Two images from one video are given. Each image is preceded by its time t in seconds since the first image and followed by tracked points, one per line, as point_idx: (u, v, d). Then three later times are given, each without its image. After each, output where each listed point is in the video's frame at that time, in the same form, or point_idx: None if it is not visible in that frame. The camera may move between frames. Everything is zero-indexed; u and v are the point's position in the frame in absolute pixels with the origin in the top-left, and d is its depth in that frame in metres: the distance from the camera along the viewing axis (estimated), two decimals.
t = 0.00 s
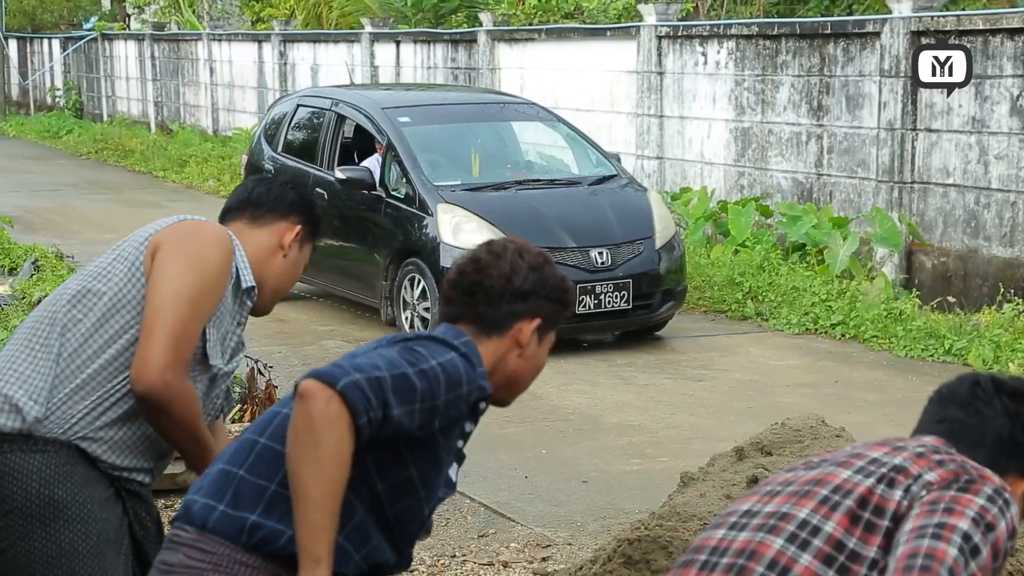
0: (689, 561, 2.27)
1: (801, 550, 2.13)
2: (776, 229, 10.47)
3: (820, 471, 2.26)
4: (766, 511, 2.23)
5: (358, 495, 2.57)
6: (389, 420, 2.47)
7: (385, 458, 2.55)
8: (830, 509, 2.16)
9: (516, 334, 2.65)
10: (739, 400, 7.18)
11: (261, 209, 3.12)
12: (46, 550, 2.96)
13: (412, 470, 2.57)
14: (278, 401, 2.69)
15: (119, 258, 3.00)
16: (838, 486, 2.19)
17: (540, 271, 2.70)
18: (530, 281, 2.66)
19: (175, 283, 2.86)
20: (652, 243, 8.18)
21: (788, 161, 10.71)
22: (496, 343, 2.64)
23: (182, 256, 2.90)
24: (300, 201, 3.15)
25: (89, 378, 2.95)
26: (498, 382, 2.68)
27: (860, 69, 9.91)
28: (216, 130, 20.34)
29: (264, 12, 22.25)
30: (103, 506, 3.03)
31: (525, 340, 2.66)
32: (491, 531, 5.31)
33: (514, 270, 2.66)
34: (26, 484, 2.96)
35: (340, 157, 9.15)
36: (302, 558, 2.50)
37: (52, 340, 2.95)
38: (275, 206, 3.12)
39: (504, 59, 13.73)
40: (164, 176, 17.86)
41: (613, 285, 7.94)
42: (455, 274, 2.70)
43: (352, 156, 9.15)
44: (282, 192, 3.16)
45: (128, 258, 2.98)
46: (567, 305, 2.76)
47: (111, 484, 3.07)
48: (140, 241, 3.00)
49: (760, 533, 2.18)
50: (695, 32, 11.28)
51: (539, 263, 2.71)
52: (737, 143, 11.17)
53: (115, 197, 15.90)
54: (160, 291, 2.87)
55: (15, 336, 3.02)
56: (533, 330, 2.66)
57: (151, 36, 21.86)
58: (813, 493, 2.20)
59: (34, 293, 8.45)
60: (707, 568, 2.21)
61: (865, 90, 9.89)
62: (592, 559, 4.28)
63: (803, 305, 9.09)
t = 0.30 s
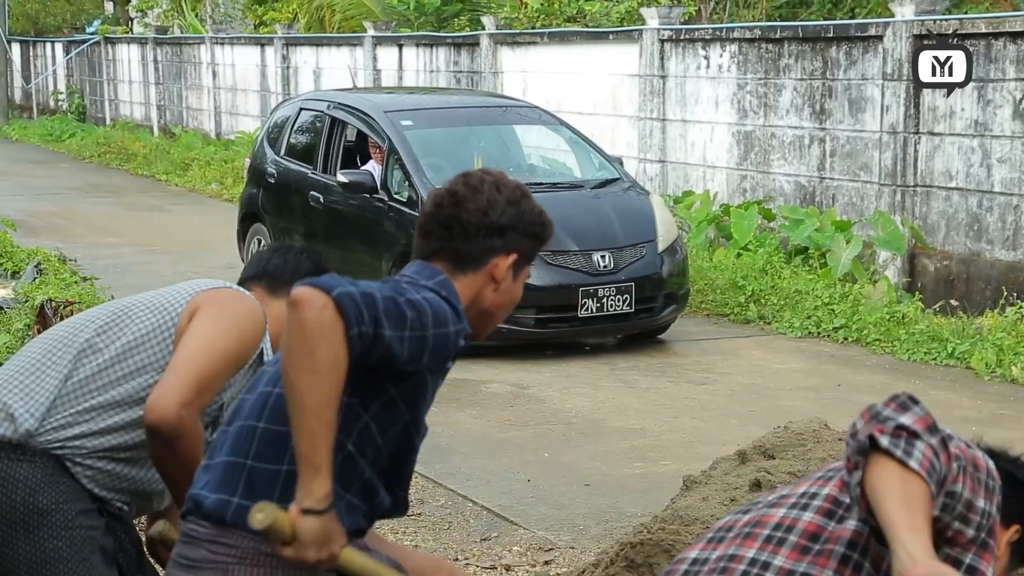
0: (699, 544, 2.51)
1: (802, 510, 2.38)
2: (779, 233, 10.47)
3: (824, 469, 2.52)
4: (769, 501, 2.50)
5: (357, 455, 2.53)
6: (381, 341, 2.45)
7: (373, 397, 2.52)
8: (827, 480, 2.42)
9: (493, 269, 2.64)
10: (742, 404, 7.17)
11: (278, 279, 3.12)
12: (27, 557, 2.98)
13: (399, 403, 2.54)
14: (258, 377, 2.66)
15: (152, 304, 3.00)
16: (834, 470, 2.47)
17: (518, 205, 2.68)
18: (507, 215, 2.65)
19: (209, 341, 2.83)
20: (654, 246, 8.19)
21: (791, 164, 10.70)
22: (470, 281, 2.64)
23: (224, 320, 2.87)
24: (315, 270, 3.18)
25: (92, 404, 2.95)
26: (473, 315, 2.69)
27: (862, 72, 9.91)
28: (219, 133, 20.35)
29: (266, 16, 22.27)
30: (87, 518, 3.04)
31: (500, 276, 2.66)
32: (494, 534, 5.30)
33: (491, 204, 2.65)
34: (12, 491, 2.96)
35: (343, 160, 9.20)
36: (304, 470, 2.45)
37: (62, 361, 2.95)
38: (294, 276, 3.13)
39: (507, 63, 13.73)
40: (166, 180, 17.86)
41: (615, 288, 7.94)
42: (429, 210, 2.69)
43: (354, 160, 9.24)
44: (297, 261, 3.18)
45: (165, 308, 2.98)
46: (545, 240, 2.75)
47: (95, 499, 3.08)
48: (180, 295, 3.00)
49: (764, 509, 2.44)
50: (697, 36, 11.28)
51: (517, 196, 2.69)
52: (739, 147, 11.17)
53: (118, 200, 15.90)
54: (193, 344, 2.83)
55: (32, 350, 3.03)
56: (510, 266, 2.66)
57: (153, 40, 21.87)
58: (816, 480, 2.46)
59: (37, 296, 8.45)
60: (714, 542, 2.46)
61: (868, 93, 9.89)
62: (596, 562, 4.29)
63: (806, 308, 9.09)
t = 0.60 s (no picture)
0: (696, 546, 2.66)
1: (794, 525, 2.54)
2: (780, 236, 10.46)
3: (818, 487, 2.68)
4: (767, 509, 2.65)
5: (374, 455, 2.58)
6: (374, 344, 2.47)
7: (369, 389, 2.54)
8: (823, 499, 2.59)
9: (484, 254, 2.65)
10: (744, 407, 7.17)
11: (251, 221, 3.11)
12: (29, 561, 3.03)
13: (393, 394, 2.56)
14: (252, 377, 2.66)
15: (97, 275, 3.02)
16: (832, 488, 2.62)
17: (508, 188, 2.69)
18: (496, 199, 2.66)
19: (159, 315, 2.84)
20: (655, 249, 8.19)
21: (792, 167, 10.70)
22: (462, 265, 2.66)
23: (166, 287, 2.89)
24: (292, 214, 3.13)
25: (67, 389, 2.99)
26: (463, 303, 2.71)
27: (864, 76, 9.92)
28: (221, 137, 20.35)
29: (268, 19, 22.27)
30: (87, 516, 3.09)
31: (490, 261, 2.67)
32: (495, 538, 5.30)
33: (480, 187, 2.65)
34: (8, 496, 3.02)
35: (344, 163, 9.20)
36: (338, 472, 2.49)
37: (32, 358, 3.00)
38: (266, 220, 3.11)
39: (509, 66, 13.73)
40: (168, 183, 17.87)
41: (617, 292, 7.94)
42: (419, 194, 2.69)
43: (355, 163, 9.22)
44: (273, 204, 3.14)
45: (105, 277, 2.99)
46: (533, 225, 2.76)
47: (96, 493, 3.12)
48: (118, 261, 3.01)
49: (760, 519, 2.60)
50: (699, 39, 11.28)
51: (507, 179, 2.70)
52: (741, 150, 11.17)
53: (120, 204, 15.91)
54: (143, 329, 2.83)
55: None
56: (500, 250, 2.66)
57: (155, 43, 21.88)
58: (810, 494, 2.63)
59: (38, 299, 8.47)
60: (707, 545, 2.62)
61: (870, 97, 9.90)
62: (598, 565, 4.31)
63: (807, 311, 9.09)
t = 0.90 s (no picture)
0: (703, 550, 2.51)
1: (807, 530, 2.38)
2: (782, 239, 10.46)
3: (829, 481, 2.52)
4: (776, 507, 2.49)
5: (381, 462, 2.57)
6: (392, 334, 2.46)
7: (376, 392, 2.52)
8: (835, 498, 2.42)
9: (500, 273, 2.64)
10: (745, 411, 7.17)
11: (259, 237, 3.08)
12: (31, 567, 2.91)
13: (402, 393, 2.53)
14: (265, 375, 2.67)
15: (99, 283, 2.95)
16: (843, 484, 2.46)
17: (526, 212, 2.69)
18: (516, 220, 2.65)
19: (156, 342, 2.80)
20: (657, 252, 8.19)
21: (794, 170, 10.70)
22: (477, 282, 2.64)
23: (163, 311, 2.83)
24: (299, 230, 3.11)
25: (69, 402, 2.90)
26: (478, 323, 2.69)
27: (866, 79, 9.91)
28: (222, 140, 20.36)
29: (270, 23, 22.30)
30: (89, 522, 2.98)
31: (506, 280, 2.65)
32: (496, 541, 5.30)
33: (500, 207, 2.66)
34: (9, 500, 2.90)
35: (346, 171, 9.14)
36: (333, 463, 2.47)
37: (38, 364, 2.92)
38: (273, 238, 3.08)
39: (510, 69, 13.74)
40: (170, 186, 17.88)
41: (618, 295, 7.94)
42: (439, 208, 2.69)
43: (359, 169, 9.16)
44: (280, 219, 3.11)
45: (111, 289, 2.93)
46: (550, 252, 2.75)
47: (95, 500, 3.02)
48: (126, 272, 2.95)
49: (770, 521, 2.44)
50: (700, 42, 11.29)
51: (525, 203, 2.71)
52: (742, 153, 11.17)
53: (122, 207, 15.93)
54: (142, 356, 2.80)
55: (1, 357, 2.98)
56: (516, 271, 2.65)
57: (157, 47, 21.89)
58: (822, 491, 2.47)
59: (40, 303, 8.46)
60: (716, 550, 2.45)
61: (871, 100, 9.89)
62: (601, 569, 4.30)
63: (809, 314, 9.08)
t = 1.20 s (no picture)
0: (700, 544, 2.41)
1: (798, 512, 2.25)
2: (783, 243, 10.46)
3: (810, 442, 2.37)
4: (762, 485, 2.36)
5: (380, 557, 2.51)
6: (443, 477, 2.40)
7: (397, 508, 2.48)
8: (817, 469, 2.28)
9: (524, 386, 2.58)
10: (746, 414, 7.16)
11: (272, 229, 3.13)
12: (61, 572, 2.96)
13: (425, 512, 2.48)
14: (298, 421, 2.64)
15: (117, 284, 2.99)
16: (822, 449, 2.31)
17: (554, 326, 2.65)
18: (542, 334, 2.61)
19: (179, 349, 2.86)
20: (657, 256, 8.19)
21: (794, 174, 10.70)
22: (502, 395, 2.58)
23: (188, 317, 2.89)
24: (313, 222, 3.17)
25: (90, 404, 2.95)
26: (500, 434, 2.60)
27: (866, 83, 9.91)
28: (223, 143, 20.38)
29: (270, 26, 22.32)
30: (111, 524, 3.05)
31: (531, 394, 2.58)
32: (497, 545, 5.30)
33: (528, 322, 2.61)
34: (37, 505, 2.94)
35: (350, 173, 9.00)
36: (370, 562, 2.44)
37: (58, 366, 2.94)
38: (287, 227, 3.13)
39: (511, 73, 13.74)
40: (171, 190, 17.88)
41: (619, 299, 7.95)
42: (471, 322, 2.65)
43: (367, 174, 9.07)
44: (295, 211, 3.17)
45: (131, 292, 2.97)
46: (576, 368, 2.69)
47: (114, 503, 3.08)
48: (146, 273, 2.99)
49: (759, 507, 2.31)
50: (701, 46, 11.29)
51: (554, 319, 2.66)
52: (743, 157, 11.17)
53: (122, 211, 15.93)
54: (160, 361, 2.86)
55: (18, 357, 2.99)
56: (541, 385, 2.59)
57: (158, 51, 21.90)
58: (802, 460, 2.32)
59: (42, 307, 8.46)
60: (712, 546, 2.36)
61: (871, 104, 9.89)
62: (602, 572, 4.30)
63: (809, 318, 9.08)
